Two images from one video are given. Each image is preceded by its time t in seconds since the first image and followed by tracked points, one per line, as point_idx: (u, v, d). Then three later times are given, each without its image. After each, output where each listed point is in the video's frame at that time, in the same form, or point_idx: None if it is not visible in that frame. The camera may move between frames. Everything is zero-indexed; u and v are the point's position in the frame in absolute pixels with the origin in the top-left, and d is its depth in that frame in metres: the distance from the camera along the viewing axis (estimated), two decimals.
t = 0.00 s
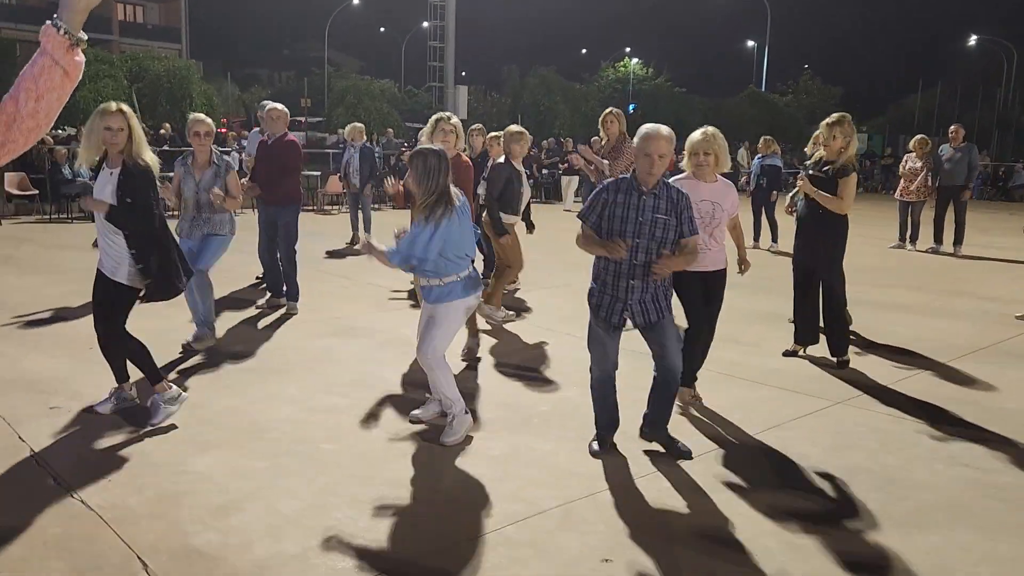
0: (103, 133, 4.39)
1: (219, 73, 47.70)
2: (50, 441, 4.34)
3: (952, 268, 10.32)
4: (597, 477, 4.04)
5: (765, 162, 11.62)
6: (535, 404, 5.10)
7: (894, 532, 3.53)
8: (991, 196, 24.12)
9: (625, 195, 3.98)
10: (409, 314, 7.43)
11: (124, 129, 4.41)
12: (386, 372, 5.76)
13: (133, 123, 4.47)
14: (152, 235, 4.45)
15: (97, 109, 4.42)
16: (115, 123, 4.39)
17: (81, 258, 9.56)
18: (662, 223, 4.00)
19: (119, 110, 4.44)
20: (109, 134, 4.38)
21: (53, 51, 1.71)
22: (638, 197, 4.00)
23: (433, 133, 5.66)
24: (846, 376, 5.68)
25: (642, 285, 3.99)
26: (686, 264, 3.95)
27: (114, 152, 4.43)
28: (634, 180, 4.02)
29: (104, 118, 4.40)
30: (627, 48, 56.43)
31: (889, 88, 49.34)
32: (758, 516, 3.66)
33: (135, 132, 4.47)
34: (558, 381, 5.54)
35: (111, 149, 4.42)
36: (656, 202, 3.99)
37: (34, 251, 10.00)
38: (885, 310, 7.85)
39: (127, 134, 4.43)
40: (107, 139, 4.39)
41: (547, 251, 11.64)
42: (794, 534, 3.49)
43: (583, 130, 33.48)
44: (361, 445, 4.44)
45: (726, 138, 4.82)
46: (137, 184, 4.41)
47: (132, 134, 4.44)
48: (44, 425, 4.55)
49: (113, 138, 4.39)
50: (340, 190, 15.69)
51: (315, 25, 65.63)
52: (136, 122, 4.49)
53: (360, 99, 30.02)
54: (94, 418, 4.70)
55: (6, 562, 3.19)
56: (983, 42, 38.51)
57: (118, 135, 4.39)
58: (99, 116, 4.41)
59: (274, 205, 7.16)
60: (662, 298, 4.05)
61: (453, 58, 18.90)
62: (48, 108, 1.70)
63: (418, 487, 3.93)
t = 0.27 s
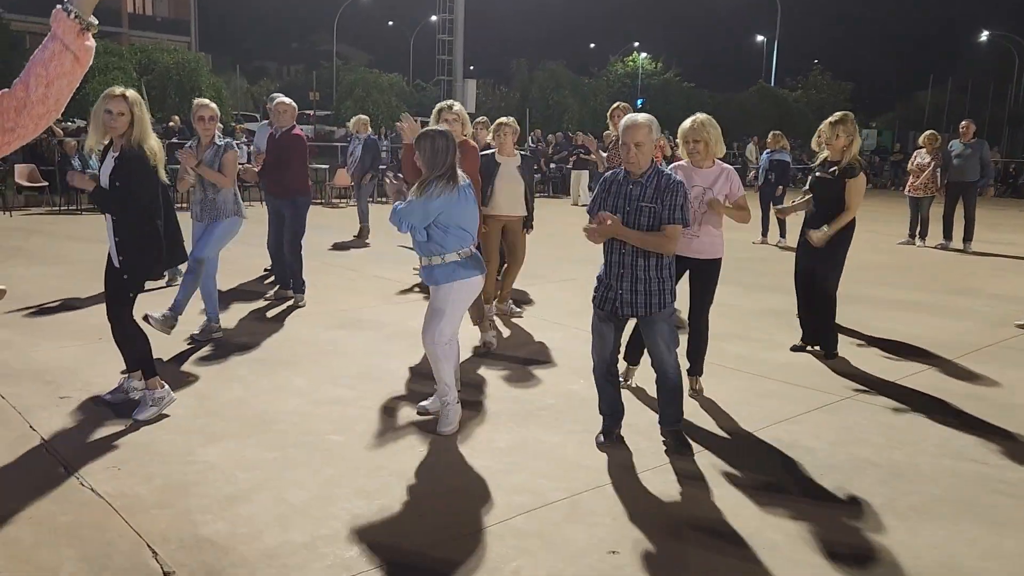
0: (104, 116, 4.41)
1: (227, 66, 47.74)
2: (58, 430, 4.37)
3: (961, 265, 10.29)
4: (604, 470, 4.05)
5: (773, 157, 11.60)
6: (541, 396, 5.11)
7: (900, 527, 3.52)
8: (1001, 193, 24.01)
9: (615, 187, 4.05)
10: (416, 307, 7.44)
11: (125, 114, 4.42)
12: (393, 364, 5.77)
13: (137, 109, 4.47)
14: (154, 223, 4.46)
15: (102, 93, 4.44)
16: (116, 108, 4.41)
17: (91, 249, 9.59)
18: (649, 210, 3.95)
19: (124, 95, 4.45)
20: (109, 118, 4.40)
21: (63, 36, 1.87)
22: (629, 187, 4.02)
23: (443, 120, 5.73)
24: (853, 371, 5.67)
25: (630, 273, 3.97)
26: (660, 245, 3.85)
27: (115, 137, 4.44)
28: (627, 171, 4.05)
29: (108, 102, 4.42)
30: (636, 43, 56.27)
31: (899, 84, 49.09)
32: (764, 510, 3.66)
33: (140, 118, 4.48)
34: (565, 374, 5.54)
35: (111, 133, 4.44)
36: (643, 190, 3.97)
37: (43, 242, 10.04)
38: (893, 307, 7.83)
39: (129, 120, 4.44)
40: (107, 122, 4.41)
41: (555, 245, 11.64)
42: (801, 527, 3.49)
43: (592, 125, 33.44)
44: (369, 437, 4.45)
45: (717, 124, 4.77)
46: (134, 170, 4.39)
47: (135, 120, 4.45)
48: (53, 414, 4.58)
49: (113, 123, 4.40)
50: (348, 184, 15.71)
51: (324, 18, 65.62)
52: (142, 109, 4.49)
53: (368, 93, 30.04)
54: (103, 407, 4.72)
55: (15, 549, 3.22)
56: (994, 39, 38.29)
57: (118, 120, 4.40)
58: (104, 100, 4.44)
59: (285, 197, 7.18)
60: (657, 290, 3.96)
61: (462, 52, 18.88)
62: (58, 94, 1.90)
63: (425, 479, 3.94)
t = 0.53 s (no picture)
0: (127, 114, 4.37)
1: (237, 61, 47.90)
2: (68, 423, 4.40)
3: (970, 264, 10.26)
4: (613, 467, 4.05)
5: (783, 155, 11.56)
6: (550, 393, 5.12)
7: (908, 522, 3.53)
8: (1012, 191, 23.90)
9: (634, 189, 4.02)
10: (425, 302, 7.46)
11: (147, 113, 4.40)
12: (401, 359, 5.79)
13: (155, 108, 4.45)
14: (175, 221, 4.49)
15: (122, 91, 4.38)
16: (140, 107, 4.37)
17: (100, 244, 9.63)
18: (669, 212, 3.94)
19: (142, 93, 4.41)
20: (134, 117, 4.36)
21: (73, 25, 2.28)
22: (646, 189, 3.99)
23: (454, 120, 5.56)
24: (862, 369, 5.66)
25: (652, 281, 3.96)
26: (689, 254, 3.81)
27: (134, 135, 4.40)
28: (643, 172, 4.00)
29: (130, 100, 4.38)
30: (644, 38, 56.16)
31: (909, 81, 48.92)
32: (773, 506, 3.66)
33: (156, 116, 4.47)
34: (574, 371, 5.54)
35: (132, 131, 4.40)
36: (662, 191, 3.94)
37: (54, 236, 10.09)
38: (902, 306, 7.82)
39: (149, 118, 4.42)
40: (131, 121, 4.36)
41: (563, 241, 11.64)
42: (810, 525, 3.49)
43: (600, 121, 33.38)
44: (378, 432, 4.46)
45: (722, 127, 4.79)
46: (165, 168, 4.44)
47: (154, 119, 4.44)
48: (64, 407, 4.61)
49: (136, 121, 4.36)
50: (356, 179, 15.74)
51: (333, 13, 65.65)
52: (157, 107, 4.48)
53: (377, 89, 30.09)
54: (113, 400, 4.75)
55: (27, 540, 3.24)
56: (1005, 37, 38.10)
57: (142, 118, 4.38)
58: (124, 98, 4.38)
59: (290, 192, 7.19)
60: (677, 289, 3.96)
61: (470, 48, 18.89)
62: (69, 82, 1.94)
63: (434, 474, 3.95)
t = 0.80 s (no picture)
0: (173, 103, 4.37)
1: (244, 56, 48.00)
2: (77, 417, 4.42)
3: (978, 264, 10.23)
4: (621, 465, 4.05)
5: (792, 153, 11.53)
6: (558, 390, 5.12)
7: (916, 522, 3.53)
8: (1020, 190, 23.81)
9: (682, 189, 3.99)
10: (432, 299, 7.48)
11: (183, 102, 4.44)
12: (409, 355, 5.80)
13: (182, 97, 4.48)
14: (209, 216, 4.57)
15: (162, 81, 4.35)
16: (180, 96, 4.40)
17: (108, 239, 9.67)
18: (725, 213, 3.95)
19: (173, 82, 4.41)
20: (181, 107, 4.38)
21: (81, 19, 1.98)
22: (697, 191, 3.97)
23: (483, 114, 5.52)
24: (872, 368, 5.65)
25: (702, 283, 3.97)
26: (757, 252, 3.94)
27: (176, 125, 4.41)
28: (691, 172, 3.99)
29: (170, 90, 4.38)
30: (652, 35, 56.04)
31: (917, 79, 48.73)
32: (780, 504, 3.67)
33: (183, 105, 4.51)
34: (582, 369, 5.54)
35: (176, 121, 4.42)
36: (715, 192, 3.94)
37: (62, 231, 10.13)
38: (910, 305, 7.81)
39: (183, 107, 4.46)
40: (178, 111, 4.38)
41: (570, 239, 11.65)
42: (818, 525, 3.49)
43: (607, 119, 33.34)
44: (387, 428, 4.47)
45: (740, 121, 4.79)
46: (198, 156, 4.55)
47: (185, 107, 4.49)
48: (73, 401, 4.64)
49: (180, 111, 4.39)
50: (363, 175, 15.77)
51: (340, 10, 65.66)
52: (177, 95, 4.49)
53: (384, 85, 30.12)
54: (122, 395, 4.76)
55: (37, 532, 3.26)
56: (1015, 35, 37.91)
57: (187, 109, 4.41)
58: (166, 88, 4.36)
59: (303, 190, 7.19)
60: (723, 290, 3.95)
61: (477, 45, 18.89)
62: (76, 73, 1.97)
63: (443, 470, 3.96)
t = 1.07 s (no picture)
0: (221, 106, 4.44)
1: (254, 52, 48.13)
2: (89, 408, 4.47)
3: (989, 262, 10.20)
4: (625, 465, 4.10)
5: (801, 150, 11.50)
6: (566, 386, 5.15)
7: (923, 519, 3.54)
8: None
9: (769, 191, 3.77)
10: (441, 294, 7.51)
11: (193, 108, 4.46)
12: (418, 349, 5.84)
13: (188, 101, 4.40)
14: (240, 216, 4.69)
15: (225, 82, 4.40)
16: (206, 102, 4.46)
17: (120, 233, 9.74)
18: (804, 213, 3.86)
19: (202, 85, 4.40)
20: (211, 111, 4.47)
21: (94, 8, 1.95)
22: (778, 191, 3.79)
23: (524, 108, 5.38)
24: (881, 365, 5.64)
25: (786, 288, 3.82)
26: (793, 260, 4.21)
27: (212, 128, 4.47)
28: (770, 171, 3.79)
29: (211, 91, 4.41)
30: (662, 31, 55.89)
31: (929, 76, 48.46)
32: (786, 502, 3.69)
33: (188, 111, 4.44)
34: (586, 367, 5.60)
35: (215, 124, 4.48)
36: (793, 192, 3.83)
37: (75, 224, 10.21)
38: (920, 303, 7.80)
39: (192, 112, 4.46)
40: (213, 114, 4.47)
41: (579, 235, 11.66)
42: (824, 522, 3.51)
43: (617, 115, 33.25)
44: (395, 421, 4.53)
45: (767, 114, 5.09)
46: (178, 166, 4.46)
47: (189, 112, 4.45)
48: (86, 393, 4.68)
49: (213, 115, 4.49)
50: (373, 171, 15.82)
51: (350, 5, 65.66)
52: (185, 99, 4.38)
53: (394, 80, 30.15)
54: (134, 387, 4.82)
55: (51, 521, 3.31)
56: None
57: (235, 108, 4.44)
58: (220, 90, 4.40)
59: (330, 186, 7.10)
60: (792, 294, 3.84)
61: (487, 40, 18.90)
62: (88, 64, 1.95)
63: (450, 466, 4.02)
